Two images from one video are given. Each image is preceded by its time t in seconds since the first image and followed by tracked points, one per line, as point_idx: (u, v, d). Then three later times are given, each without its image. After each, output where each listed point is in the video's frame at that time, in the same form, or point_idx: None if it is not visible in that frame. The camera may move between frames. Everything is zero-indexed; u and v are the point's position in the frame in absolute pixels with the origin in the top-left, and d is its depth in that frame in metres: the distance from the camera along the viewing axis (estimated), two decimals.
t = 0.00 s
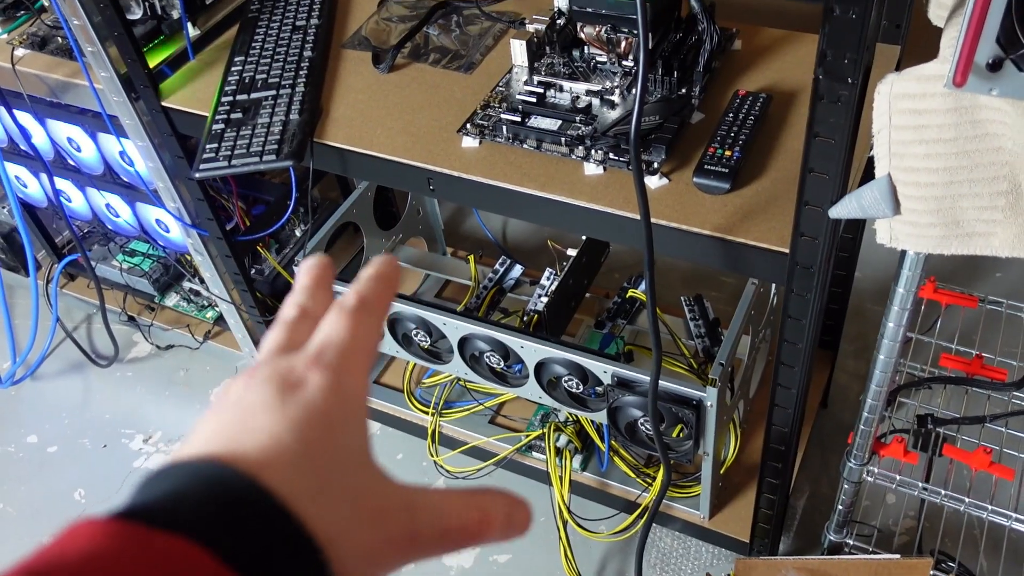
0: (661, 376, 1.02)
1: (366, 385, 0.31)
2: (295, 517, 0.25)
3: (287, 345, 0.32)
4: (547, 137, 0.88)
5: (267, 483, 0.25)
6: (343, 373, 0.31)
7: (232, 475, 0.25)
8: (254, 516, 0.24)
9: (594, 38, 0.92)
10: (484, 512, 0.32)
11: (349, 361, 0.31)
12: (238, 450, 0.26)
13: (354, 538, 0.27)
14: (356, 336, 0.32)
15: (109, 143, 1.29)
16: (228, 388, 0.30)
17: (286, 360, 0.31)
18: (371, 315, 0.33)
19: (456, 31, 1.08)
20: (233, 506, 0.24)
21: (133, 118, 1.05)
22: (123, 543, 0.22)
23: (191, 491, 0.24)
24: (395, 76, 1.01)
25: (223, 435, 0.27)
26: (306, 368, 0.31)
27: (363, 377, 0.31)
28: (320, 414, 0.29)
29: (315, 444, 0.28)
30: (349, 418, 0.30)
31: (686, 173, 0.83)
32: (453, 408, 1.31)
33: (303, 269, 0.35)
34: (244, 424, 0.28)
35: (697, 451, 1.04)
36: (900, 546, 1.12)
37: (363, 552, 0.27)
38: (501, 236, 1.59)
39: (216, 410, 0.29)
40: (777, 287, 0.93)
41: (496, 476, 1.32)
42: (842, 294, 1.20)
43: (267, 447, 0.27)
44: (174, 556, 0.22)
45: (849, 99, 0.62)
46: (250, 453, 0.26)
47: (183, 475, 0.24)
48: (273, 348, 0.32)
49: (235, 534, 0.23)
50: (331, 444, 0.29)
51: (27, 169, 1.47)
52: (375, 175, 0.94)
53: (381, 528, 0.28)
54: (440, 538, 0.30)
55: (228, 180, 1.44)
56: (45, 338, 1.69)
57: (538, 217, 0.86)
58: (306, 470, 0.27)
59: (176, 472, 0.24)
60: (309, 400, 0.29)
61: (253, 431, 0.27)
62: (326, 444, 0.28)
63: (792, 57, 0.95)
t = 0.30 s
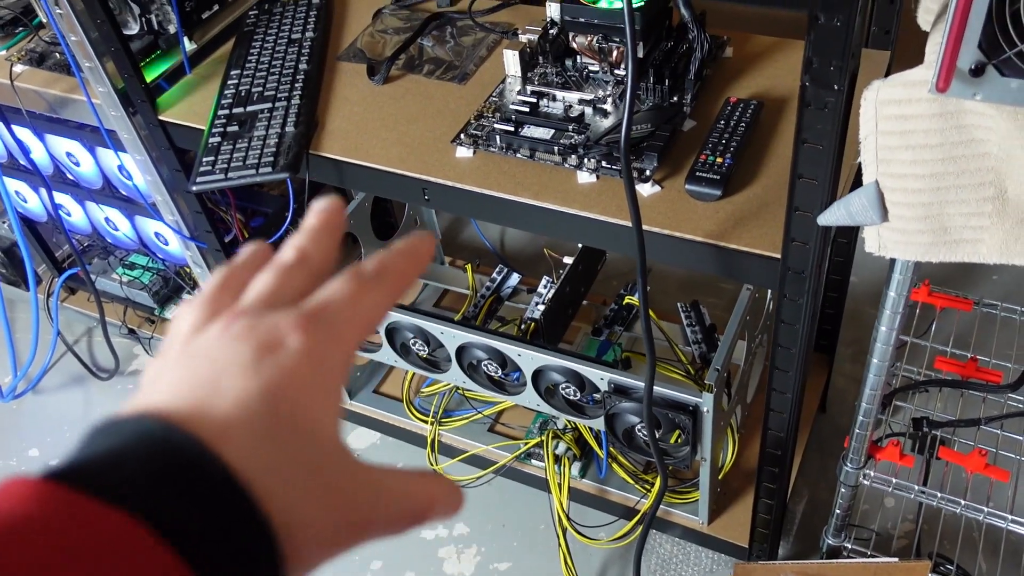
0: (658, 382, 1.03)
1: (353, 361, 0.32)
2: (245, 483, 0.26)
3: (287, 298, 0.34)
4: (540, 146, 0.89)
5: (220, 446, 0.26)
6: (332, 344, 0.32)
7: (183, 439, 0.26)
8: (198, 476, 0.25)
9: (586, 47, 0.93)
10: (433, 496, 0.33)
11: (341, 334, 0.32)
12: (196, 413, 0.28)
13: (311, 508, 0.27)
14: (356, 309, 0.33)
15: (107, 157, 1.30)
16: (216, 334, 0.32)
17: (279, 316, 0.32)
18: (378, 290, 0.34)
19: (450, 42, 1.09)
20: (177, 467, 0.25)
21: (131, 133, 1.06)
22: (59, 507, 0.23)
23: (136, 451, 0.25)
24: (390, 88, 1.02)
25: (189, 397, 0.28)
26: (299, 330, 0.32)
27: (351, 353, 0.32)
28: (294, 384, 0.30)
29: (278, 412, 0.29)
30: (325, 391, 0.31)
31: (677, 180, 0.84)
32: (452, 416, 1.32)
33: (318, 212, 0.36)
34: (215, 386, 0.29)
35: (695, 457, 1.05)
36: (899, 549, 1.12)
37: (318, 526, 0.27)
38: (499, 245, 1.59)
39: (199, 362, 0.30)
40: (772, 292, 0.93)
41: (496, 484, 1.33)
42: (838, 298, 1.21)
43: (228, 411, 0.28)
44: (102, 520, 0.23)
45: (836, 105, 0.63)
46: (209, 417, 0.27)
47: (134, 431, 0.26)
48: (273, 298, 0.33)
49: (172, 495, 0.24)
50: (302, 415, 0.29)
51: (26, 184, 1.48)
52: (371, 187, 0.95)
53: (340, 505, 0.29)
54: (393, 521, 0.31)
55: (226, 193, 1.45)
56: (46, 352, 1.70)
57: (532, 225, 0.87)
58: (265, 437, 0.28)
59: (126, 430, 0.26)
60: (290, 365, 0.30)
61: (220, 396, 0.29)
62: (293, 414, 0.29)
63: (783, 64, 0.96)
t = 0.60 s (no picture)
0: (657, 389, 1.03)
1: (276, 376, 0.31)
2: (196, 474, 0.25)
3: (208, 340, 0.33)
4: (538, 154, 0.89)
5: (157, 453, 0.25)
6: (252, 359, 0.31)
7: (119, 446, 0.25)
8: (148, 490, 0.24)
9: (582, 56, 0.94)
10: (418, 489, 0.30)
11: (263, 352, 0.31)
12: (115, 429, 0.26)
13: (251, 505, 0.26)
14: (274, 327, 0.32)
15: (107, 168, 1.30)
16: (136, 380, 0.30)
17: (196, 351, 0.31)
18: (293, 305, 0.33)
19: (448, 52, 1.09)
20: (112, 480, 0.24)
21: (130, 144, 1.06)
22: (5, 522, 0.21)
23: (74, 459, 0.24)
24: (388, 97, 1.02)
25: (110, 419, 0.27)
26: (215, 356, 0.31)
27: (272, 369, 0.31)
28: (214, 397, 0.29)
29: (208, 422, 0.28)
30: (252, 402, 0.29)
31: (674, 188, 0.84)
32: (453, 425, 1.32)
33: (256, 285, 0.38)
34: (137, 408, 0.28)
35: (695, 464, 1.05)
36: (901, 556, 1.12)
37: (262, 522, 0.26)
38: (498, 253, 1.60)
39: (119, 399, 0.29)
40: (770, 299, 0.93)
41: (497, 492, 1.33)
42: (837, 304, 1.21)
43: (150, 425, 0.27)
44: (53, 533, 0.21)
45: (831, 112, 0.63)
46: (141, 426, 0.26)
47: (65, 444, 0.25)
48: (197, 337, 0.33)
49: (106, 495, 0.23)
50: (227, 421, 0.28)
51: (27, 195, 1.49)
52: (369, 197, 0.95)
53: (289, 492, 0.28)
54: (367, 514, 0.29)
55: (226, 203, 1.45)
56: (47, 363, 1.70)
57: (530, 234, 0.87)
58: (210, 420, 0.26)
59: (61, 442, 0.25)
60: (209, 382, 0.29)
61: (140, 415, 0.27)
62: (217, 431, 0.28)
63: (780, 70, 0.97)
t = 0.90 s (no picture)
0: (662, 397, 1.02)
1: (306, 382, 0.31)
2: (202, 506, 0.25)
3: (237, 327, 0.32)
4: (542, 162, 0.89)
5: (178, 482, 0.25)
6: (283, 364, 0.30)
7: (139, 476, 0.24)
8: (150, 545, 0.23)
9: (587, 63, 0.94)
10: (429, 519, 0.32)
11: (293, 356, 0.31)
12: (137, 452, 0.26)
13: (275, 541, 0.26)
14: (304, 328, 0.32)
15: (111, 176, 1.30)
16: (163, 375, 0.30)
17: (224, 349, 0.31)
18: (324, 304, 0.33)
19: (452, 59, 1.09)
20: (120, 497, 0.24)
21: (134, 151, 1.06)
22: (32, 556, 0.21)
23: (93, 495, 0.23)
24: (392, 105, 1.02)
25: (135, 435, 0.27)
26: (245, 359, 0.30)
27: (303, 376, 0.31)
28: (243, 412, 0.28)
29: (234, 434, 0.28)
30: (278, 412, 0.29)
31: (680, 195, 0.84)
32: (456, 433, 1.31)
33: (274, 247, 0.36)
34: (164, 425, 0.27)
35: (700, 472, 1.04)
36: (907, 565, 1.11)
37: (289, 558, 0.26)
38: (502, 260, 1.59)
39: (148, 401, 0.29)
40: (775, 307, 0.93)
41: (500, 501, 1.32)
42: (841, 312, 1.21)
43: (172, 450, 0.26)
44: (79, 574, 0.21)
45: (837, 119, 0.63)
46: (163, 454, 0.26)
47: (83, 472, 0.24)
48: (223, 332, 0.32)
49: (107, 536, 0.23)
50: (255, 441, 0.28)
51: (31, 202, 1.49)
52: (372, 204, 0.95)
53: (313, 520, 0.28)
54: (380, 544, 0.30)
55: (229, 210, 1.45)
56: (50, 371, 1.69)
57: (535, 241, 0.87)
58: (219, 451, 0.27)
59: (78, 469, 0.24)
60: (238, 392, 0.29)
61: (167, 433, 0.27)
62: (246, 448, 0.27)
63: (784, 78, 0.96)
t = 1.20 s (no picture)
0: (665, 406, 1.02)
1: (255, 293, 0.33)
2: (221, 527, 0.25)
3: (181, 235, 0.35)
4: (546, 172, 0.89)
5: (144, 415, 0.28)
6: (232, 276, 0.33)
7: (107, 408, 0.27)
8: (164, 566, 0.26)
9: (590, 73, 0.94)
10: (406, 433, 0.34)
11: (241, 266, 0.33)
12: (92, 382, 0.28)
13: (240, 471, 0.29)
14: (248, 237, 0.34)
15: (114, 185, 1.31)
16: (116, 292, 0.33)
17: (171, 262, 0.34)
18: (262, 209, 0.35)
19: (455, 68, 1.10)
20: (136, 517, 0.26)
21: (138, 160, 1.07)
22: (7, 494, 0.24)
23: (60, 426, 0.26)
24: (396, 114, 1.02)
25: (94, 361, 0.30)
26: (192, 273, 0.33)
27: (255, 289, 0.33)
28: (195, 333, 0.31)
29: (190, 366, 0.30)
30: (227, 325, 0.32)
31: (683, 205, 0.84)
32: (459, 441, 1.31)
33: (199, 148, 0.38)
34: (119, 348, 0.30)
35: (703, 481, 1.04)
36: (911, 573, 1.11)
37: (255, 488, 0.29)
38: (504, 268, 1.60)
39: (104, 321, 0.32)
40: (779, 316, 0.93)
41: (503, 509, 1.32)
42: (844, 320, 1.21)
43: (126, 377, 0.29)
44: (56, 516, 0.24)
45: (842, 130, 0.63)
46: (129, 383, 0.29)
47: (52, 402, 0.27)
48: (167, 240, 0.35)
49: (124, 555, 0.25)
50: (211, 366, 0.30)
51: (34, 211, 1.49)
52: (376, 213, 0.95)
53: (279, 444, 0.31)
54: (353, 458, 0.32)
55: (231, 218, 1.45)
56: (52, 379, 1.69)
57: (539, 251, 0.87)
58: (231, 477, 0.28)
59: (49, 401, 0.27)
60: (190, 309, 0.32)
61: (121, 359, 0.30)
62: (199, 376, 0.30)
63: (786, 87, 0.97)
